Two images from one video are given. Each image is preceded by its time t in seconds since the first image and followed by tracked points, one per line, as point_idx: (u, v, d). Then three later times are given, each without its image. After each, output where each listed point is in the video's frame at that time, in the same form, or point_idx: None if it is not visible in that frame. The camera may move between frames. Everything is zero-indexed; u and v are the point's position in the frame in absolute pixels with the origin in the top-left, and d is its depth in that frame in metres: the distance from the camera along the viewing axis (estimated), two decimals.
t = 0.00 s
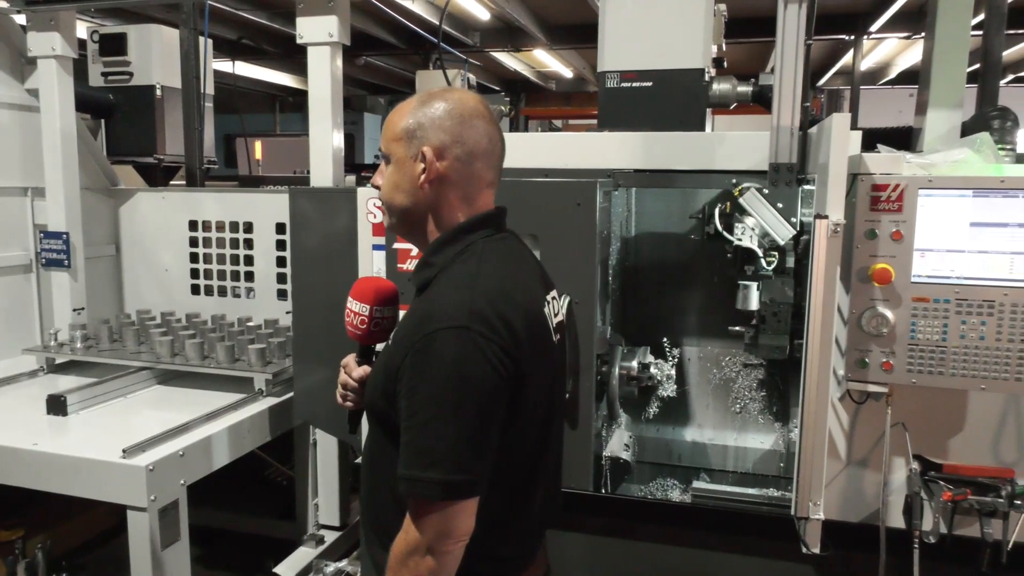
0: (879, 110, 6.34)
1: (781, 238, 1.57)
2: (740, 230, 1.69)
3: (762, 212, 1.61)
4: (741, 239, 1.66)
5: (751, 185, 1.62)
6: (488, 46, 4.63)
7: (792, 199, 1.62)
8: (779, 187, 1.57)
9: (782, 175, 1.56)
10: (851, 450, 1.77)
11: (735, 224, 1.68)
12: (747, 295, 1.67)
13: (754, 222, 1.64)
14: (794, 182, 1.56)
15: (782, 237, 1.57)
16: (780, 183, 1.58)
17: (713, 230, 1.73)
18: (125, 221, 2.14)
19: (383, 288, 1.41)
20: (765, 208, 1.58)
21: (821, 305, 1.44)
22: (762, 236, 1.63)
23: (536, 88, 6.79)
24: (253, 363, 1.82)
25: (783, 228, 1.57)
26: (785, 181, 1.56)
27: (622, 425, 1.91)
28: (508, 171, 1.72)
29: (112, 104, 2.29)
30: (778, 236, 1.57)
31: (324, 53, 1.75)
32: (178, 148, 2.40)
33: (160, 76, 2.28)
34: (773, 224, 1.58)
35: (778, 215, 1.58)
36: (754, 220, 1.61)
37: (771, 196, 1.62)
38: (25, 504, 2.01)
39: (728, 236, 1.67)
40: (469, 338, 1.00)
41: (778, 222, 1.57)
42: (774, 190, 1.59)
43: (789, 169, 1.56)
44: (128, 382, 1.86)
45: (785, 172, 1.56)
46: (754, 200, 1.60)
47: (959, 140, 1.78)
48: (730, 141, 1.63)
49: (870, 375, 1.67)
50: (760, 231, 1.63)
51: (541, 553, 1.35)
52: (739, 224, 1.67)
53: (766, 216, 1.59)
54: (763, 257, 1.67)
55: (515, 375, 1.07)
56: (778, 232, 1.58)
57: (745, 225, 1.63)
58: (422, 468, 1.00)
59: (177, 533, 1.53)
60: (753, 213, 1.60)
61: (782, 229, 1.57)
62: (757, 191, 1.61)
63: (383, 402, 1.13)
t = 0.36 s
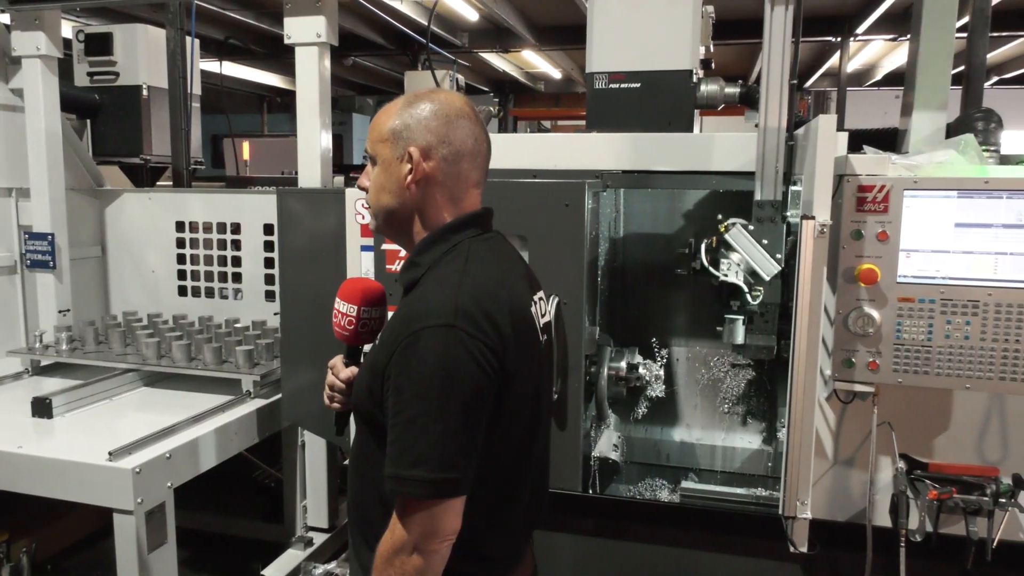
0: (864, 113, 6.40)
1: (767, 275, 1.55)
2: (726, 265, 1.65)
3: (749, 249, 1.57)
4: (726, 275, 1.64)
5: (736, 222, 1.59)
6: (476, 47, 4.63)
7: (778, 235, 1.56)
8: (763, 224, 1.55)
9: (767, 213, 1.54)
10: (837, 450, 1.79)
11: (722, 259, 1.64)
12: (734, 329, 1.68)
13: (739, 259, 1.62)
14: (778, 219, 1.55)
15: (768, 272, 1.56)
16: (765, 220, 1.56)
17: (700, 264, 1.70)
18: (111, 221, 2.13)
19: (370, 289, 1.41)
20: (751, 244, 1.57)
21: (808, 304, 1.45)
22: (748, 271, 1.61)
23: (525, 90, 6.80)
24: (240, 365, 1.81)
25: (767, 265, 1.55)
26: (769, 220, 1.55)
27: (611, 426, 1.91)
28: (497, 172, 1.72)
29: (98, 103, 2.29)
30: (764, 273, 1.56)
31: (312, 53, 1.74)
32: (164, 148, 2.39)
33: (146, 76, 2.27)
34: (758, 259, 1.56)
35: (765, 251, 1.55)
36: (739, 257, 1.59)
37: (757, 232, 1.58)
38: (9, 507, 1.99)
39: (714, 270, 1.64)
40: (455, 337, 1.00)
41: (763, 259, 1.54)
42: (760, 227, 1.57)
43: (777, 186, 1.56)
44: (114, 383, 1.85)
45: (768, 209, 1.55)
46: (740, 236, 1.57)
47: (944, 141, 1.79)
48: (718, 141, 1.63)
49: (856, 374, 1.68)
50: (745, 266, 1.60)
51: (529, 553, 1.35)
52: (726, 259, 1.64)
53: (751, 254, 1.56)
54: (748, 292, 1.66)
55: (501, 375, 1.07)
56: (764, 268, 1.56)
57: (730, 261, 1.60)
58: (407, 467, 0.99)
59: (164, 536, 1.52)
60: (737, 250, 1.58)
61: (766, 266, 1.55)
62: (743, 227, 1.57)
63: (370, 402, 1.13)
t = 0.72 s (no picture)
0: (856, 113, 6.43)
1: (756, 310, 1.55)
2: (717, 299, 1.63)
3: (738, 283, 1.57)
4: (717, 309, 1.62)
5: (727, 256, 1.58)
6: (470, 47, 4.62)
7: (769, 271, 1.55)
8: (754, 259, 1.55)
9: (757, 249, 1.54)
10: (829, 450, 1.79)
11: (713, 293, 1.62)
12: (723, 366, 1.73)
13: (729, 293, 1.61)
14: (768, 255, 1.54)
15: (758, 307, 1.55)
16: (755, 256, 1.55)
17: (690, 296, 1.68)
18: (103, 222, 2.12)
19: (363, 289, 1.41)
20: (741, 278, 1.56)
21: (800, 303, 1.45)
22: (738, 305, 1.60)
23: (519, 90, 6.80)
24: (233, 365, 1.80)
25: (757, 301, 1.55)
26: (759, 255, 1.54)
27: (604, 426, 1.92)
28: (490, 172, 1.73)
29: (89, 103, 2.26)
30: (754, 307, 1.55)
31: (304, 53, 1.74)
32: (157, 148, 2.38)
33: (138, 75, 2.26)
34: (748, 294, 1.56)
35: (755, 286, 1.55)
36: (729, 291, 1.58)
37: (747, 266, 1.57)
38: None
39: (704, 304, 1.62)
40: (449, 338, 1.00)
41: (752, 295, 1.54)
42: (750, 262, 1.56)
43: (770, 185, 1.56)
44: (106, 384, 1.84)
45: (759, 246, 1.54)
46: (731, 271, 1.56)
47: (935, 141, 1.80)
48: (711, 140, 1.64)
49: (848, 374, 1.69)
50: (735, 301, 1.60)
51: (521, 553, 1.35)
52: (716, 293, 1.61)
53: (741, 289, 1.55)
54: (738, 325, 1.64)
55: (495, 375, 1.07)
56: (755, 303, 1.55)
57: (720, 296, 1.59)
58: (400, 468, 0.99)
59: (156, 537, 1.51)
60: (729, 285, 1.57)
61: (756, 303, 1.55)
62: (733, 262, 1.57)
63: (363, 404, 1.13)
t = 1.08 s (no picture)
0: (853, 113, 6.43)
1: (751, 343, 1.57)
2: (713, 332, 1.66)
3: (734, 316, 1.60)
4: (712, 341, 1.66)
5: (723, 290, 1.63)
6: (468, 47, 4.62)
7: (763, 305, 1.60)
8: (749, 295, 1.59)
9: (753, 284, 1.58)
10: (827, 450, 1.80)
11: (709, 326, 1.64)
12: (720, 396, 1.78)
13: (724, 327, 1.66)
14: (764, 290, 1.59)
15: (754, 340, 1.58)
16: (750, 290, 1.60)
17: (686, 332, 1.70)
18: (100, 222, 2.12)
19: (362, 288, 1.40)
20: (737, 312, 1.61)
21: (797, 303, 1.45)
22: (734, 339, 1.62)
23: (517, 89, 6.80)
24: (230, 365, 1.80)
25: (752, 334, 1.57)
26: (754, 290, 1.58)
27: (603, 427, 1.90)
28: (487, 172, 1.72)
29: (86, 103, 2.27)
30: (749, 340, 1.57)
31: (302, 53, 1.74)
32: (153, 148, 2.38)
33: (135, 75, 2.26)
34: (743, 328, 1.59)
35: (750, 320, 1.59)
36: (726, 325, 1.61)
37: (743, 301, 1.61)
38: None
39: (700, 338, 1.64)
40: (447, 338, 1.00)
41: (748, 327, 1.57)
42: (745, 297, 1.60)
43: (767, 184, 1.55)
44: (103, 384, 1.84)
45: (754, 281, 1.58)
46: (727, 305, 1.60)
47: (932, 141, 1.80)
48: (709, 139, 1.64)
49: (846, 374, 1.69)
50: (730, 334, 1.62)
51: (520, 554, 1.35)
52: (712, 326, 1.64)
53: (737, 322, 1.59)
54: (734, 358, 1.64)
55: (494, 376, 1.07)
56: (750, 336, 1.58)
57: (715, 328, 1.62)
58: (400, 469, 0.99)
59: (153, 538, 1.51)
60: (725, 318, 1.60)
61: (751, 335, 1.58)
62: (729, 297, 1.61)
63: (362, 405, 1.13)
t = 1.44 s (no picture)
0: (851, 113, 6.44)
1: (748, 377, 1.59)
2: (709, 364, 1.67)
3: (730, 351, 1.61)
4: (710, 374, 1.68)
5: (719, 323, 1.63)
6: (466, 47, 4.62)
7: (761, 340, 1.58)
8: (747, 330, 1.58)
9: (750, 318, 1.56)
10: (826, 450, 1.80)
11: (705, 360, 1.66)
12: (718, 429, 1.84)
13: (721, 360, 1.66)
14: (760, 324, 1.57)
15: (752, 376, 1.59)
16: (747, 325, 1.58)
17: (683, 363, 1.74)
18: (98, 222, 2.12)
19: (361, 288, 1.40)
20: (734, 347, 1.61)
21: (796, 306, 1.45)
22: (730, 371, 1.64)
23: (515, 90, 6.80)
24: (229, 365, 1.80)
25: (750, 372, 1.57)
26: (751, 326, 1.57)
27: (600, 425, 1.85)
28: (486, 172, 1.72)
29: (84, 103, 2.27)
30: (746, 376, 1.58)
31: (300, 53, 1.74)
32: (152, 148, 2.38)
33: (133, 75, 2.27)
34: (741, 365, 1.59)
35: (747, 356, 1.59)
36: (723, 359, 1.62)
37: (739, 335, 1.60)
38: None
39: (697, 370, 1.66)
40: (448, 340, 1.00)
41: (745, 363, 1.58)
42: (742, 331, 1.59)
43: (765, 186, 1.55)
44: (102, 385, 1.84)
45: (751, 314, 1.56)
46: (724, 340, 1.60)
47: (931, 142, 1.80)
48: (707, 139, 1.64)
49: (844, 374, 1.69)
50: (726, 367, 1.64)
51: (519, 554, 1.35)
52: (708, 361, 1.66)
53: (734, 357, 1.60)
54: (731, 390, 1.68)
55: (494, 377, 1.07)
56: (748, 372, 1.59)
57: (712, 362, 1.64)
58: (401, 471, 0.99)
59: (152, 538, 1.51)
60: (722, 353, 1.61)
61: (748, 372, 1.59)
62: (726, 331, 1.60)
63: (362, 406, 1.13)
